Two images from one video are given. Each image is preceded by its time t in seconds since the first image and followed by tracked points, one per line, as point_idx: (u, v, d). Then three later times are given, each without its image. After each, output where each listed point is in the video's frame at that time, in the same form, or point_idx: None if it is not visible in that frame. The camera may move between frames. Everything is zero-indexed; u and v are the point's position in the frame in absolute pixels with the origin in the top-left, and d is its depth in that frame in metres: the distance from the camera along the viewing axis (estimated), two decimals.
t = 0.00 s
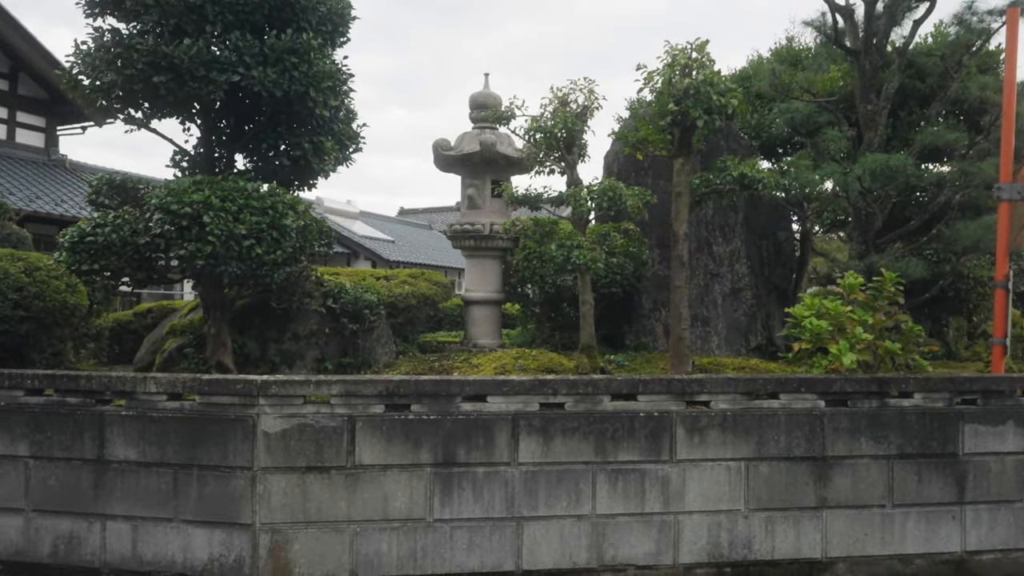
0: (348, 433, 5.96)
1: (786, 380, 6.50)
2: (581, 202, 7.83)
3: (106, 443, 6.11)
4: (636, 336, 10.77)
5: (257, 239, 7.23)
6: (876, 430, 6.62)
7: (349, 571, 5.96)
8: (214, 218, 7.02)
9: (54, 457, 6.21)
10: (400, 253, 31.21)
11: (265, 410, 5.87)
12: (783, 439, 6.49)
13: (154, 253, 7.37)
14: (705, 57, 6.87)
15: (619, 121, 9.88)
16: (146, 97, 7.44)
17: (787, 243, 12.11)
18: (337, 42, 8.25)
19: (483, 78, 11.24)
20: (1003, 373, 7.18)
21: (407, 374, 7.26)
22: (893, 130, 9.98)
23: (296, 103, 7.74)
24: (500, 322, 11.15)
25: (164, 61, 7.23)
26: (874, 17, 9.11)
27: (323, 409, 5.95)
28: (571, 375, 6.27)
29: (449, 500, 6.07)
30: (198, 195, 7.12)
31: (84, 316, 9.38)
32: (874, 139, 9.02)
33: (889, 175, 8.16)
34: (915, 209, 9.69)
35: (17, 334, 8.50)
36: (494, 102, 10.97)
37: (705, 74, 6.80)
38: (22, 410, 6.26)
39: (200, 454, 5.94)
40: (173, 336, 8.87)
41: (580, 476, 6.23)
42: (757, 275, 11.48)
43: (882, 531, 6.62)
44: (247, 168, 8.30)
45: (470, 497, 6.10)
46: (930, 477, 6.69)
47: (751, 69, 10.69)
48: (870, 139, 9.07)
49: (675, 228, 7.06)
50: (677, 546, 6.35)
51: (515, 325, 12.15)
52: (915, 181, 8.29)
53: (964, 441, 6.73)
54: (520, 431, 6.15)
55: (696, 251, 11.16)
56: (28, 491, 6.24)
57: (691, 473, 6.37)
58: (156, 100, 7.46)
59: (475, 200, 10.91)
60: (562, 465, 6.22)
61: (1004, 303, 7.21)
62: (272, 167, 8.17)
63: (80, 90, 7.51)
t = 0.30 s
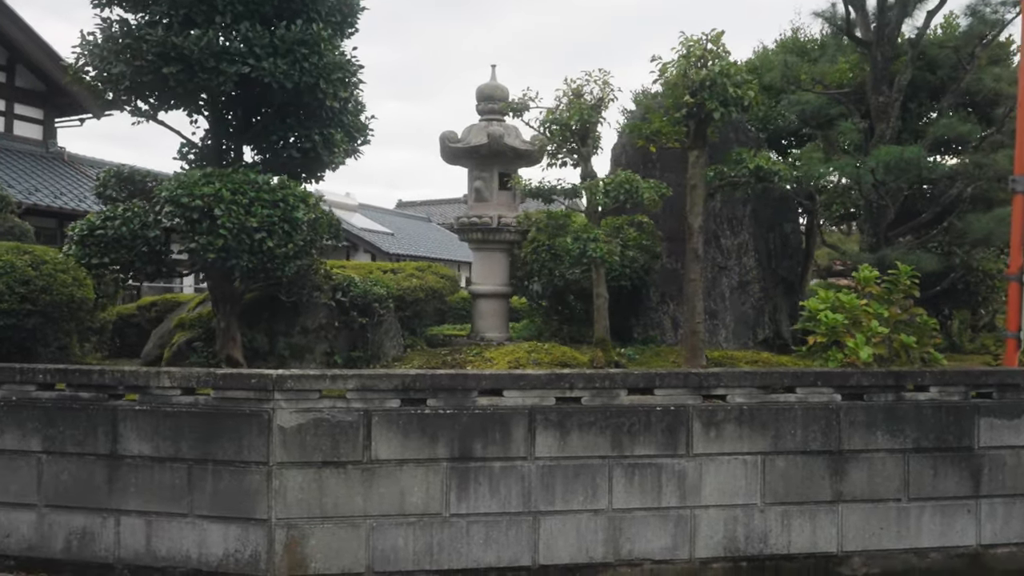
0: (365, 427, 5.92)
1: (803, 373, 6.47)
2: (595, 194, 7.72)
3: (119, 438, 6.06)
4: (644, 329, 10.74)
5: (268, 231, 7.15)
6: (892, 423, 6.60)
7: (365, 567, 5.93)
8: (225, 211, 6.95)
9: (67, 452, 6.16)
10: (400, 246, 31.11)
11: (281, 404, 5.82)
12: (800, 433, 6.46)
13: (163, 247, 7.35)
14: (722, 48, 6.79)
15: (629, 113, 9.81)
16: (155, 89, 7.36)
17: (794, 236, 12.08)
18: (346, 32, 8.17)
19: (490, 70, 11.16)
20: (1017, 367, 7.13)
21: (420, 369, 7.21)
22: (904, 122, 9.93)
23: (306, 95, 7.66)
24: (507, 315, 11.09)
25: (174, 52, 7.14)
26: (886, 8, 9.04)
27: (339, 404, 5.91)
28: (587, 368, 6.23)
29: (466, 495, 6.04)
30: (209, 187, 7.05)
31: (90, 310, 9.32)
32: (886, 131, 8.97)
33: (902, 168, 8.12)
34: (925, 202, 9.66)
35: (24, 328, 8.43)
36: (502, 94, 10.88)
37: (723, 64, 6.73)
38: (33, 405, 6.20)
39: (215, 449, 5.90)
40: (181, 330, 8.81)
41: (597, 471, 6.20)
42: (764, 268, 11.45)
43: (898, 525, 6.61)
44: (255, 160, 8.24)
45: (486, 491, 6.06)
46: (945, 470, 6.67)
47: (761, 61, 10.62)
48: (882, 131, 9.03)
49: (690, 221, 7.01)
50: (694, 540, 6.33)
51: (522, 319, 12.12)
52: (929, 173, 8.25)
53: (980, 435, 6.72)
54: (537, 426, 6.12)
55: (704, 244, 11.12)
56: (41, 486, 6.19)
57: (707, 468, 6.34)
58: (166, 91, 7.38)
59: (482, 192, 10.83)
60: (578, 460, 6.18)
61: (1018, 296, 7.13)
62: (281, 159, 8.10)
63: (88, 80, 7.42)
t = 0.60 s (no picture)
0: (381, 427, 5.87)
1: (820, 372, 6.43)
2: (611, 192, 7.68)
3: (132, 438, 6.00)
4: (653, 327, 10.70)
5: (280, 229, 7.09)
6: (909, 423, 6.56)
7: (381, 567, 5.88)
8: (237, 209, 6.89)
9: (80, 452, 6.10)
10: (400, 244, 31.03)
11: (297, 403, 5.78)
12: (817, 432, 6.43)
13: (173, 244, 7.30)
14: (738, 45, 6.76)
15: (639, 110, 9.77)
16: (166, 85, 7.29)
17: (802, 234, 12.02)
18: (356, 28, 8.10)
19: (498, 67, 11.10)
20: None
21: (433, 367, 7.15)
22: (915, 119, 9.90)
23: (317, 91, 7.59)
24: (515, 313, 11.03)
25: (185, 48, 7.07)
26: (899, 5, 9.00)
27: (354, 403, 5.86)
28: (604, 367, 6.19)
29: (482, 495, 5.99)
30: (220, 184, 6.98)
31: (97, 308, 9.25)
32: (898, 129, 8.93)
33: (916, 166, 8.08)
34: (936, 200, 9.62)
35: (31, 326, 8.37)
36: (509, 91, 10.83)
37: (739, 61, 6.68)
38: (45, 404, 6.14)
39: (229, 449, 5.84)
40: (189, 328, 8.74)
41: (614, 470, 6.16)
42: (772, 266, 11.41)
43: (916, 524, 6.58)
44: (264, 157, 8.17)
45: (503, 491, 6.02)
46: (962, 469, 6.64)
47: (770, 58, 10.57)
48: (894, 129, 8.99)
49: (705, 220, 6.96)
50: (711, 540, 6.30)
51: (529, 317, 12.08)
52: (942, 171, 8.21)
53: (996, 434, 6.68)
54: (554, 425, 6.07)
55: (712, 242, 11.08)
56: (53, 486, 6.13)
57: (724, 467, 6.30)
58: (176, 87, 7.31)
59: (490, 189, 10.76)
60: (595, 459, 6.14)
61: None
62: (291, 156, 8.02)
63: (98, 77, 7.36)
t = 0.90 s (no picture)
0: (397, 427, 5.81)
1: (838, 371, 6.39)
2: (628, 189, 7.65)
3: (146, 439, 5.95)
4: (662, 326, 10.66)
5: (292, 228, 7.03)
6: (927, 422, 6.52)
7: (398, 568, 5.83)
8: (249, 208, 6.84)
9: (92, 453, 6.04)
10: (401, 243, 30.96)
11: (313, 404, 5.72)
12: (835, 431, 6.39)
13: (184, 244, 7.24)
14: (753, 42, 6.72)
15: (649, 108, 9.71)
16: (177, 83, 7.24)
17: (811, 232, 11.93)
18: (365, 25, 8.03)
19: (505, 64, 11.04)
20: None
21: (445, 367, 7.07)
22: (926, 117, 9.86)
23: (328, 89, 7.53)
24: (522, 313, 10.93)
25: (196, 45, 7.01)
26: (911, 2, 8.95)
27: (371, 403, 5.80)
28: (621, 367, 6.14)
29: (500, 495, 5.94)
30: (232, 183, 6.93)
31: (104, 308, 9.18)
32: (911, 126, 8.89)
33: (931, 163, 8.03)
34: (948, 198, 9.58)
35: (39, 326, 8.31)
36: (517, 89, 10.77)
37: (756, 59, 6.63)
38: (58, 405, 6.08)
39: (245, 450, 5.79)
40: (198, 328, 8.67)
41: (631, 470, 6.11)
42: (781, 264, 11.37)
43: (934, 524, 6.55)
44: (273, 156, 8.10)
45: (521, 492, 5.96)
46: (981, 469, 6.61)
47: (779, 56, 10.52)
48: (907, 126, 8.95)
49: (721, 218, 6.91)
50: (729, 540, 6.25)
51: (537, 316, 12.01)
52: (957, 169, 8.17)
53: (1015, 433, 6.65)
54: (572, 425, 6.03)
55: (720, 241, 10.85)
56: (66, 488, 6.08)
57: (743, 467, 6.26)
58: (187, 85, 7.25)
59: (498, 188, 10.66)
60: (613, 459, 6.09)
61: None
62: (302, 155, 7.97)
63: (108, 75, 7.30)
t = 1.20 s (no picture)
0: (415, 428, 5.76)
1: (856, 368, 6.35)
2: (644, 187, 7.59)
3: (161, 443, 5.88)
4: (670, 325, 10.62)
5: (303, 229, 6.97)
6: (946, 418, 6.49)
7: (417, 571, 5.77)
8: (260, 209, 6.78)
9: (106, 458, 5.98)
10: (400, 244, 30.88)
11: (329, 406, 5.67)
12: (854, 429, 6.35)
13: (194, 246, 7.17)
14: (767, 37, 6.68)
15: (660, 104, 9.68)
16: (186, 83, 7.18)
17: (819, 229, 11.77)
18: (373, 24, 7.97)
19: (511, 63, 10.98)
20: None
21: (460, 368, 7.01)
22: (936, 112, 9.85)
23: (337, 88, 7.47)
24: (530, 312, 10.85)
25: (205, 45, 6.95)
26: None
27: (388, 404, 5.75)
28: (639, 366, 6.09)
29: (519, 497, 5.88)
30: (243, 184, 6.87)
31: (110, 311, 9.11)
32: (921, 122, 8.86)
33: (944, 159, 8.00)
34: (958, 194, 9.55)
35: (46, 330, 8.23)
36: (523, 88, 10.71)
37: (771, 54, 6.58)
38: (70, 410, 6.02)
39: (261, 453, 5.73)
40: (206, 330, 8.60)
41: (650, 470, 6.06)
42: (788, 261, 11.34)
43: (953, 521, 6.52)
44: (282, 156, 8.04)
45: (539, 493, 5.91)
46: (1000, 465, 6.57)
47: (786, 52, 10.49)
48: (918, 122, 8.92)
49: (736, 215, 6.87)
50: (749, 539, 6.21)
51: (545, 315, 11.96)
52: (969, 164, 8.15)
53: None
54: (590, 425, 5.98)
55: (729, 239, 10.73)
56: (79, 493, 6.01)
57: (762, 465, 6.22)
58: (196, 86, 7.19)
59: (505, 187, 10.59)
60: (631, 459, 6.04)
61: None
62: (310, 155, 7.90)
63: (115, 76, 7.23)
